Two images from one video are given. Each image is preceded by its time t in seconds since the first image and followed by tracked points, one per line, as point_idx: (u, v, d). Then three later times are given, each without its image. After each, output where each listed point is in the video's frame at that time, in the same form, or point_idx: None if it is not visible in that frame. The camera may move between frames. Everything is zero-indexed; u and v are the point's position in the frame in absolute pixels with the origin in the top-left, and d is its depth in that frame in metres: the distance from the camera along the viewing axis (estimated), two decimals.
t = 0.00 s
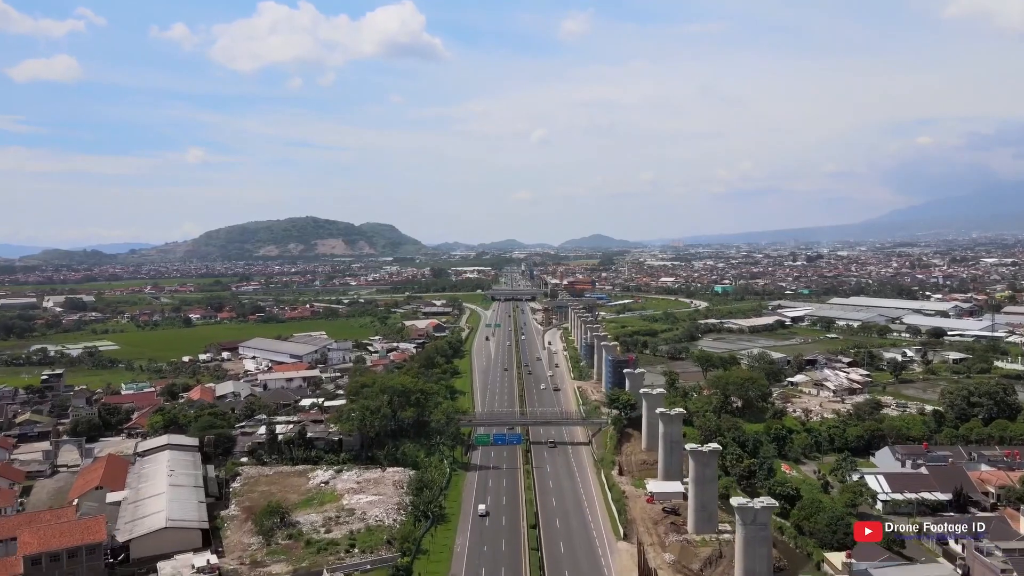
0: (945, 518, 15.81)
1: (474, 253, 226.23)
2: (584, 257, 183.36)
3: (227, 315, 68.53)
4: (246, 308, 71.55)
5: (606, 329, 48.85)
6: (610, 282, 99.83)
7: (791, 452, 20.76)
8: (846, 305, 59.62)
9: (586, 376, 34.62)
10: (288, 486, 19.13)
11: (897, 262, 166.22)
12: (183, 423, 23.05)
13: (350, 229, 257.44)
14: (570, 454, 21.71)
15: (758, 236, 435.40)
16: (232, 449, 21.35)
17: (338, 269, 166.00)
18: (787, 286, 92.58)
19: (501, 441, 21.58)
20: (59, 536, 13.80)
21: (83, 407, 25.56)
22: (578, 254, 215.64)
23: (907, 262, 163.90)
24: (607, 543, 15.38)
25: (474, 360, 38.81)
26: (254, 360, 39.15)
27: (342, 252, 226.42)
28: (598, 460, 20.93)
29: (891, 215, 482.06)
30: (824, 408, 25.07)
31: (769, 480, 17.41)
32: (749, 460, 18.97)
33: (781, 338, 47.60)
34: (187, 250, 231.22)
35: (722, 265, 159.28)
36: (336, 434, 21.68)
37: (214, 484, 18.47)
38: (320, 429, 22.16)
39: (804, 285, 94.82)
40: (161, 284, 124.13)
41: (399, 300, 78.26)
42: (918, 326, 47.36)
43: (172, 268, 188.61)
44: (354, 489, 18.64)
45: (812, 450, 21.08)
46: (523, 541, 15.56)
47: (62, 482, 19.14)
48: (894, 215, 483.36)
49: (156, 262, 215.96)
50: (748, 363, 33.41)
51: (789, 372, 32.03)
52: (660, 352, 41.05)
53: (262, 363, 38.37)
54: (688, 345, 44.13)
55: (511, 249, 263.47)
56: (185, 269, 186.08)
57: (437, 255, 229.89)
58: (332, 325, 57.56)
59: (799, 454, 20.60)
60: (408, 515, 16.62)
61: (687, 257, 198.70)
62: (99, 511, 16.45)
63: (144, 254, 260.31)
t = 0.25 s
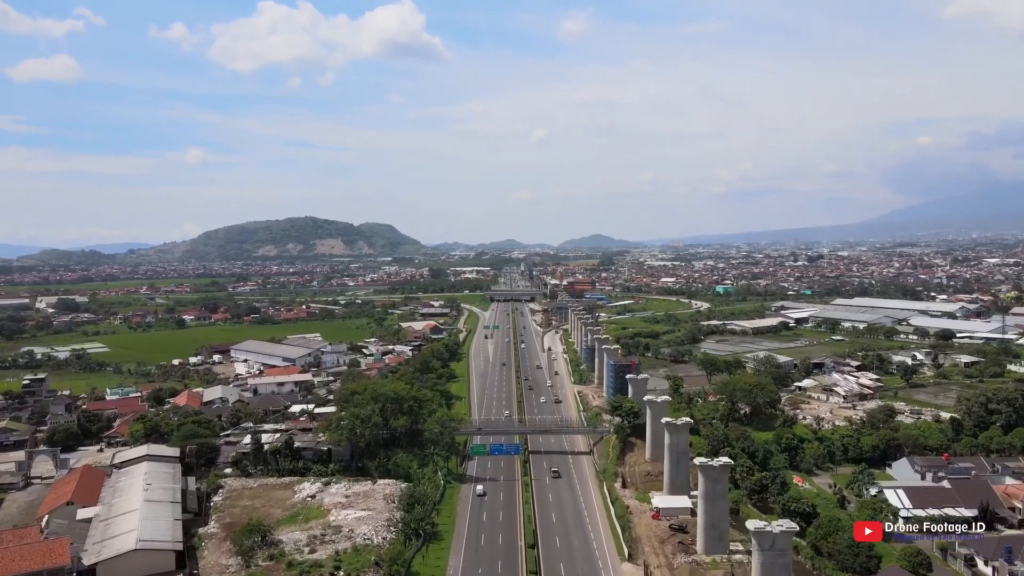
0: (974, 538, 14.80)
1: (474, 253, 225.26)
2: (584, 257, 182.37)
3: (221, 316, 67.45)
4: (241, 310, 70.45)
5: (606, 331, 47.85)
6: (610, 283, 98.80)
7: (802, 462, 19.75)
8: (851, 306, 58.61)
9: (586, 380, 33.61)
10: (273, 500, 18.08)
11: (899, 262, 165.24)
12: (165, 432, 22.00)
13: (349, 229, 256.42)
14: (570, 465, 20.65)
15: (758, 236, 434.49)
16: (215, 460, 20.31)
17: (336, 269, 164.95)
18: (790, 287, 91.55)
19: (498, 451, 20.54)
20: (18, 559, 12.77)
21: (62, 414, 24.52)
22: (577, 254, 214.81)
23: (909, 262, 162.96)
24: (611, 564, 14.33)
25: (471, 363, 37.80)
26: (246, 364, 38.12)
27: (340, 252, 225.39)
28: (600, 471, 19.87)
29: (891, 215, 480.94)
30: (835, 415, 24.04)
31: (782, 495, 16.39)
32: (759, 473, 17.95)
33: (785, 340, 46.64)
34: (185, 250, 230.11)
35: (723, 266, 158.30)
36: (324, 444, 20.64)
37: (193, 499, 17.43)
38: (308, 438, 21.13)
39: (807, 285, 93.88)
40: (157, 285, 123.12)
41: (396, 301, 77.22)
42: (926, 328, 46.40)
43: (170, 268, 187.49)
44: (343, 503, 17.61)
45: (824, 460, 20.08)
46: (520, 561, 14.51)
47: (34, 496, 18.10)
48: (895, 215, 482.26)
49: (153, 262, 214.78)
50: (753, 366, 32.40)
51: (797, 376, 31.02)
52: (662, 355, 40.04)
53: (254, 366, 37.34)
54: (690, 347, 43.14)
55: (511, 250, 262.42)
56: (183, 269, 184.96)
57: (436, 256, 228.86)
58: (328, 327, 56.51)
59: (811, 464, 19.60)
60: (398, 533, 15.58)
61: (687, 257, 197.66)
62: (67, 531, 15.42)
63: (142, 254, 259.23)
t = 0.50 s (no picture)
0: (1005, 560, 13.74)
1: (473, 252, 224.65)
2: (584, 257, 181.39)
3: (216, 317, 66.44)
4: (236, 310, 69.44)
5: (607, 333, 46.91)
6: (611, 283, 97.76)
7: (815, 474, 18.74)
8: (856, 307, 57.60)
9: (587, 385, 32.65)
10: (255, 515, 17.03)
11: (900, 262, 164.47)
12: (145, 441, 20.98)
13: (348, 229, 255.35)
14: (571, 476, 19.59)
15: (758, 236, 433.68)
16: (197, 471, 19.29)
17: (335, 269, 164.00)
18: (792, 287, 90.51)
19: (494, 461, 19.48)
20: None
21: (41, 421, 23.49)
22: (577, 253, 213.95)
23: (911, 262, 162.04)
24: None
25: (468, 367, 36.78)
26: (237, 367, 37.11)
27: (339, 252, 224.34)
28: (603, 483, 18.81)
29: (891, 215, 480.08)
30: (848, 422, 23.03)
31: (797, 512, 15.35)
32: (772, 487, 16.95)
33: (790, 343, 45.66)
34: (183, 250, 228.97)
35: (724, 266, 157.29)
36: (311, 455, 19.59)
37: (170, 514, 16.39)
38: (295, 447, 20.08)
39: (809, 286, 92.88)
40: (154, 285, 122.07)
41: (394, 301, 76.18)
42: (933, 329, 45.43)
43: (167, 269, 186.54)
44: (329, 519, 16.57)
45: (838, 471, 19.06)
46: None
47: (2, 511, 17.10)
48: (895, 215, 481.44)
49: (151, 262, 213.75)
50: (759, 370, 31.37)
51: (804, 381, 30.00)
52: (664, 358, 39.02)
53: (245, 370, 36.35)
54: (692, 350, 42.20)
55: (510, 250, 261.59)
56: (180, 269, 183.85)
57: (435, 256, 227.73)
58: (323, 328, 55.48)
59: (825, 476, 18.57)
60: (387, 553, 14.54)
61: (687, 256, 197.71)
62: (31, 551, 14.41)
63: (140, 254, 258.20)
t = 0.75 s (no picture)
0: None
1: (473, 252, 223.50)
2: (584, 257, 180.39)
3: (210, 318, 65.36)
4: (231, 311, 68.38)
5: (608, 334, 45.90)
6: (611, 283, 96.68)
7: (829, 486, 17.73)
8: (861, 308, 56.54)
9: (587, 389, 31.66)
10: (236, 531, 16.02)
11: (902, 262, 163.57)
12: (123, 450, 19.95)
13: (347, 229, 254.25)
14: (572, 488, 18.56)
15: (758, 236, 432.81)
16: (176, 483, 18.25)
17: (333, 269, 162.90)
18: (795, 287, 89.49)
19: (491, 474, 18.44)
20: None
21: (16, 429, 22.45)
22: (576, 253, 212.84)
23: (913, 262, 161.05)
24: None
25: (466, 370, 35.73)
26: (228, 370, 36.08)
27: (338, 251, 223.27)
28: (605, 496, 17.79)
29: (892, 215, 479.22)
30: (861, 429, 22.03)
31: (814, 530, 14.37)
32: (786, 502, 15.96)
33: (794, 345, 44.70)
34: (181, 250, 227.79)
35: (725, 266, 156.18)
36: (297, 466, 18.55)
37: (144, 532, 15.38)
38: (280, 457, 19.06)
39: (812, 286, 91.83)
40: (151, 286, 120.81)
41: (391, 302, 75.15)
42: (941, 331, 44.43)
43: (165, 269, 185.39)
44: (314, 536, 15.57)
45: (854, 482, 18.07)
46: None
47: None
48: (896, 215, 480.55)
49: (149, 262, 212.63)
50: (766, 374, 30.32)
51: (813, 386, 28.95)
52: (667, 361, 37.95)
53: (236, 373, 35.32)
54: (695, 352, 41.20)
55: (510, 249, 260.57)
56: (177, 269, 182.68)
57: (434, 256, 226.45)
58: (319, 330, 54.41)
59: (840, 489, 17.57)
60: None
61: (687, 256, 196.84)
62: None
63: (138, 254, 256.91)
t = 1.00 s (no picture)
0: None
1: (473, 252, 222.48)
2: (584, 256, 179.42)
3: (205, 318, 64.31)
4: (226, 312, 67.35)
5: (609, 336, 44.91)
6: (611, 283, 95.62)
7: (846, 500, 16.70)
8: (866, 309, 55.53)
9: (589, 394, 30.65)
10: (214, 551, 15.01)
11: (904, 262, 162.70)
12: (99, 461, 18.94)
13: (346, 229, 253.19)
14: (573, 501, 17.53)
15: (758, 236, 431.97)
16: (152, 497, 17.22)
17: (331, 269, 161.87)
18: (798, 287, 88.47)
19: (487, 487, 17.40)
20: None
21: None
22: (577, 252, 211.82)
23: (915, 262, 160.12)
24: None
25: (462, 374, 34.71)
26: (218, 374, 35.07)
27: (336, 251, 222.23)
28: (608, 511, 16.75)
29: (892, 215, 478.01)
30: (875, 437, 21.03)
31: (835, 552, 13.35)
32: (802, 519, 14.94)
33: (799, 347, 43.69)
34: (179, 250, 226.72)
35: (725, 265, 155.24)
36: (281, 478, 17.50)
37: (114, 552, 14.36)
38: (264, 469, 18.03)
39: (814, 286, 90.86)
40: (147, 286, 119.73)
41: (389, 302, 74.12)
42: (950, 332, 43.42)
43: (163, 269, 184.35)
44: (297, 556, 14.54)
45: (871, 496, 17.04)
46: None
47: None
48: (896, 214, 479.26)
49: (147, 262, 211.64)
50: (773, 379, 29.31)
51: (822, 390, 27.94)
52: (670, 364, 36.94)
53: (226, 376, 34.32)
54: (698, 354, 40.20)
55: (510, 249, 259.59)
56: (175, 269, 181.63)
57: (433, 255, 225.49)
58: (314, 331, 53.38)
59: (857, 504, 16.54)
60: None
61: (688, 255, 195.97)
62: None
63: (136, 254, 255.85)
